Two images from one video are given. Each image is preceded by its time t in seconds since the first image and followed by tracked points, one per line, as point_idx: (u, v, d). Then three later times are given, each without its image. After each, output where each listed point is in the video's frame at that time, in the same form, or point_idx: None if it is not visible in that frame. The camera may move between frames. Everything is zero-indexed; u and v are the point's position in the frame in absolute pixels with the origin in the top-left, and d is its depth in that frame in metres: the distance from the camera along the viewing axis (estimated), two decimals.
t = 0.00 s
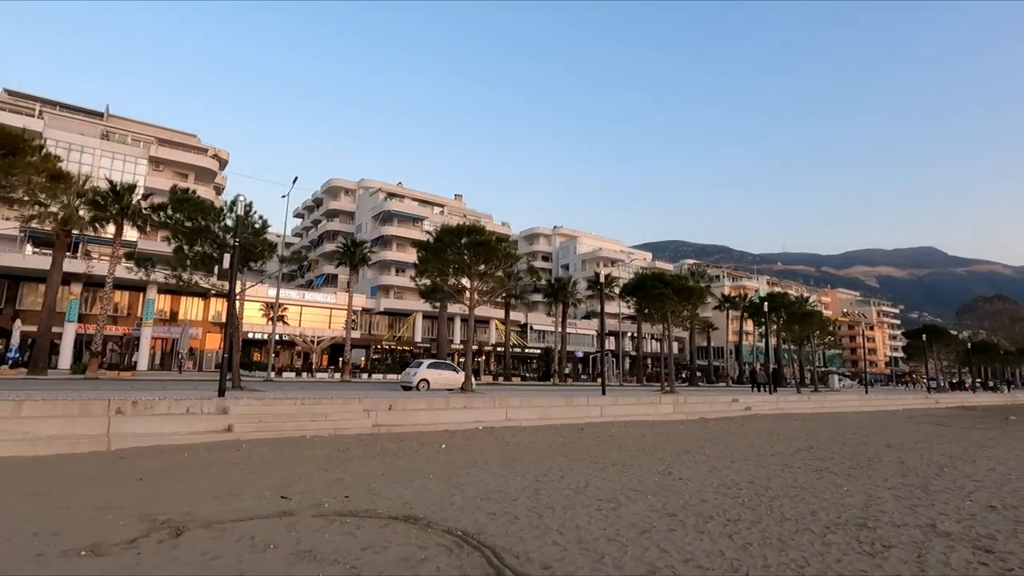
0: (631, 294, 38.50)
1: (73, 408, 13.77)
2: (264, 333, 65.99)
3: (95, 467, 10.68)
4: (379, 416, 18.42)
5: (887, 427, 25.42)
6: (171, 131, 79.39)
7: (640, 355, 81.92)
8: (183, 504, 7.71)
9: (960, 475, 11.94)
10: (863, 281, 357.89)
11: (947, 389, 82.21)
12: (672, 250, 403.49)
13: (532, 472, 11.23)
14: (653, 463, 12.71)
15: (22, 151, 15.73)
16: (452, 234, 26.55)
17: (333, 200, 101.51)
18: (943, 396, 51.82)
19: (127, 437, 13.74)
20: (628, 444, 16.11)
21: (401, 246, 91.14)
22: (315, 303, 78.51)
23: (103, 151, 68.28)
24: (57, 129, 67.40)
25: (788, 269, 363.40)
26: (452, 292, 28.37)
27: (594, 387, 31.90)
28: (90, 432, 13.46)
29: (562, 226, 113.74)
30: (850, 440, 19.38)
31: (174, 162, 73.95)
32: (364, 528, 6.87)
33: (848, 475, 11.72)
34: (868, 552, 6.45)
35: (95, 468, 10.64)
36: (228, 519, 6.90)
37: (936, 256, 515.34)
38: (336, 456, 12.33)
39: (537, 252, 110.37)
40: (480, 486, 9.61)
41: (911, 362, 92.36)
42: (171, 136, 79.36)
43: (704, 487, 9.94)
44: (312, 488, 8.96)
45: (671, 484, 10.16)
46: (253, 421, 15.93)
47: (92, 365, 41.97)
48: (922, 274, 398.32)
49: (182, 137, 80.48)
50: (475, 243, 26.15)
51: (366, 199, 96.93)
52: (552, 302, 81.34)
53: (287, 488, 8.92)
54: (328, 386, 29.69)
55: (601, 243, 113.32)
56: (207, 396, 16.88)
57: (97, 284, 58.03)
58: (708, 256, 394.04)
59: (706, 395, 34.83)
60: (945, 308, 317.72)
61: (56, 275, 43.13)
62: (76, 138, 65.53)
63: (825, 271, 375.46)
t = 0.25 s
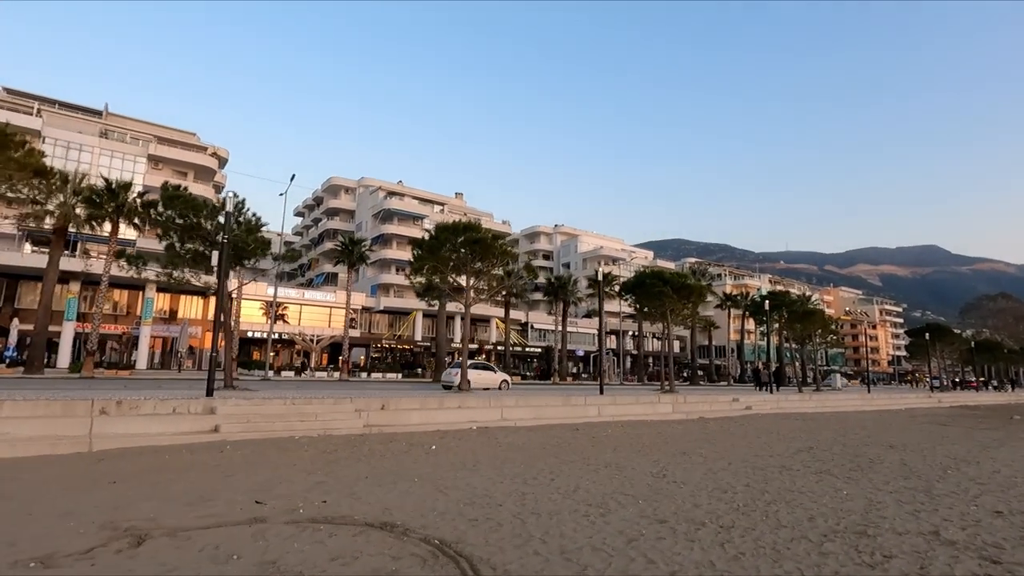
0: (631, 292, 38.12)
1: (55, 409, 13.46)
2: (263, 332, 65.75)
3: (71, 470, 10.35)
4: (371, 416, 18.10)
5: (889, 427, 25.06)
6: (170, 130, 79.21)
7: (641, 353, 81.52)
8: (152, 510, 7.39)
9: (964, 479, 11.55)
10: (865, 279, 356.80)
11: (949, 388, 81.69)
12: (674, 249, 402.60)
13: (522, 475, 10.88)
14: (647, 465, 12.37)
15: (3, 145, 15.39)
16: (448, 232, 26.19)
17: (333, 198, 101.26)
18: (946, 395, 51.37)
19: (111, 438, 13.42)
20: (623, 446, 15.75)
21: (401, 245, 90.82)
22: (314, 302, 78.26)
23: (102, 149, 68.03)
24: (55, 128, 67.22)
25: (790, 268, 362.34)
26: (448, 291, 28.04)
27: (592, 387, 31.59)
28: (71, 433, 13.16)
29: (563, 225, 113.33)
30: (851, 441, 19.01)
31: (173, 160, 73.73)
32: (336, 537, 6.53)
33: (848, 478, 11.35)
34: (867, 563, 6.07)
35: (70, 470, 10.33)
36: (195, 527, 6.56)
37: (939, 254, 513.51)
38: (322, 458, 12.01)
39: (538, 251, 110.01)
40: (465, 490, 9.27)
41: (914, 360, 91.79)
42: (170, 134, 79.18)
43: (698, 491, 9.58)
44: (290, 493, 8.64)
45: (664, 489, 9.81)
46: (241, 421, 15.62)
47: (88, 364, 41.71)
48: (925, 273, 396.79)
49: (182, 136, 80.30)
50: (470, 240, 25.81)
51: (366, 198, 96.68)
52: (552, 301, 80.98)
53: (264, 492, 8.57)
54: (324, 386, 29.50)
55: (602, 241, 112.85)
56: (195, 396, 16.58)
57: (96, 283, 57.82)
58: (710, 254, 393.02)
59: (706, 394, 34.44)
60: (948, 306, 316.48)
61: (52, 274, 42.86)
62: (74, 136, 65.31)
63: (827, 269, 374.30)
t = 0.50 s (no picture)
0: (629, 289, 37.82)
1: (35, 408, 13.17)
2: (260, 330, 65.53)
3: (45, 471, 10.08)
4: (362, 416, 17.82)
5: (888, 426, 24.76)
6: (168, 128, 78.91)
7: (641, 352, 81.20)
8: (118, 515, 7.11)
9: (965, 480, 11.24)
10: (866, 278, 356.11)
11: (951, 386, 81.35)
12: (675, 247, 401.88)
13: (509, 476, 10.59)
14: (639, 466, 12.08)
15: None
16: (442, 228, 25.86)
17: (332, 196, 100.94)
18: (947, 394, 51.06)
19: (93, 438, 13.15)
20: (617, 446, 15.45)
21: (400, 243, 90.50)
22: (313, 300, 78.01)
23: (99, 147, 67.68)
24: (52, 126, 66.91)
25: (791, 266, 361.81)
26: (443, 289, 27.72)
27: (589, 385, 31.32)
28: (52, 433, 12.87)
29: (563, 223, 112.93)
30: (849, 441, 18.72)
31: (170, 159, 73.39)
32: (306, 543, 6.24)
33: (845, 480, 11.06)
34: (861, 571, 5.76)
35: (45, 472, 10.06)
36: (159, 532, 6.28)
37: (941, 253, 512.14)
38: (306, 458, 11.72)
39: (538, 249, 109.68)
40: (448, 492, 8.99)
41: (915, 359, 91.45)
42: (168, 132, 78.88)
43: (689, 493, 9.28)
44: (266, 495, 8.37)
45: (654, 491, 9.51)
46: (227, 421, 15.33)
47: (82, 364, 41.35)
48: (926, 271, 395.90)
49: (180, 134, 80.02)
50: (465, 237, 25.48)
51: (365, 196, 96.38)
52: (551, 299, 80.63)
53: (239, 495, 8.28)
54: (318, 385, 29.23)
55: (602, 239, 112.49)
56: (181, 395, 16.28)
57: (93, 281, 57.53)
58: (710, 253, 392.41)
59: (704, 393, 34.17)
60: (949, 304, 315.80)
61: (47, 272, 42.57)
62: (71, 134, 64.99)
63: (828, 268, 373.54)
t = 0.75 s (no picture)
0: (622, 288, 37.56)
1: (7, 408, 12.83)
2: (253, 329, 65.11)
3: (9, 472, 9.74)
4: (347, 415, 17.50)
5: (881, 426, 24.55)
6: (160, 125, 78.18)
7: (637, 351, 81.01)
8: (73, 520, 6.79)
9: (957, 481, 11.00)
10: (862, 277, 357.19)
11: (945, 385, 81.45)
12: (671, 247, 402.36)
13: (491, 477, 10.29)
14: (625, 467, 11.79)
15: None
16: (431, 225, 25.50)
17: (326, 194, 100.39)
18: (941, 393, 51.03)
19: (67, 438, 12.80)
20: (605, 446, 15.18)
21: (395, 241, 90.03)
22: (307, 299, 77.52)
23: (90, 143, 67.08)
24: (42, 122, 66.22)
25: (787, 265, 362.66)
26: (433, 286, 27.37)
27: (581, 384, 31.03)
28: (24, 433, 12.51)
29: (559, 222, 112.60)
30: (841, 440, 18.48)
31: (162, 156, 72.72)
32: (265, 550, 5.93)
33: (835, 481, 10.78)
34: None
35: (9, 473, 9.72)
36: (111, 539, 6.00)
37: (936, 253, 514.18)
38: (284, 459, 11.40)
39: (534, 248, 109.35)
40: (425, 494, 8.69)
41: (909, 358, 91.52)
42: (160, 129, 78.18)
43: (674, 495, 9.00)
44: (234, 497, 8.04)
45: (638, 493, 9.23)
46: (208, 420, 14.97)
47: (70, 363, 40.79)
48: (921, 271, 397.41)
49: (172, 131, 79.33)
50: (454, 234, 25.12)
51: (360, 194, 95.87)
52: (546, 298, 80.41)
53: (206, 497, 7.96)
54: (307, 384, 28.85)
55: (598, 238, 112.26)
56: (162, 394, 15.95)
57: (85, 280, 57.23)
58: (706, 252, 393.25)
59: (698, 392, 33.96)
60: (944, 304, 317.10)
61: (35, 270, 42.01)
62: (61, 131, 64.39)
63: (824, 267, 374.30)
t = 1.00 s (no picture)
0: (613, 287, 37.34)
1: None
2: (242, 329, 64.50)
3: None
4: (331, 416, 17.15)
5: (871, 426, 24.41)
6: (149, 122, 77.35)
7: (630, 351, 80.91)
8: (22, 531, 6.45)
9: (946, 483, 10.81)
10: (854, 278, 359.14)
11: (936, 385, 81.82)
12: (665, 246, 402.99)
13: (470, 481, 9.99)
14: (610, 470, 11.51)
15: None
16: (418, 224, 25.17)
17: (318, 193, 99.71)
18: (932, 393, 51.11)
19: (36, 441, 12.41)
20: (591, 447, 14.91)
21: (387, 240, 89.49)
22: (298, 298, 76.90)
23: (77, 141, 66.28)
24: (29, 119, 65.34)
25: (780, 265, 364.21)
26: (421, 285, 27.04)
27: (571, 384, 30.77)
28: None
29: (553, 222, 112.32)
30: (831, 441, 18.29)
31: (151, 153, 71.93)
32: (221, 561, 5.62)
33: (823, 484, 10.54)
34: None
35: None
36: (57, 551, 5.67)
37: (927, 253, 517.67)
38: (258, 462, 11.06)
39: (527, 248, 109.05)
40: (400, 500, 8.38)
41: (901, 358, 91.89)
42: (149, 127, 77.35)
43: (657, 500, 8.75)
44: (197, 504, 7.70)
45: (620, 497, 8.95)
46: (185, 422, 14.59)
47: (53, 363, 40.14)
48: (913, 271, 400.11)
49: (161, 129, 78.49)
50: (441, 232, 24.81)
51: (352, 193, 95.28)
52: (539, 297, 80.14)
53: (168, 504, 7.64)
54: (293, 384, 28.41)
55: (591, 238, 112.09)
56: (138, 396, 15.55)
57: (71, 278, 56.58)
58: (700, 252, 394.28)
59: (689, 392, 33.79)
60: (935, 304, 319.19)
61: (17, 268, 41.30)
62: (47, 128, 63.57)
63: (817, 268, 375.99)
